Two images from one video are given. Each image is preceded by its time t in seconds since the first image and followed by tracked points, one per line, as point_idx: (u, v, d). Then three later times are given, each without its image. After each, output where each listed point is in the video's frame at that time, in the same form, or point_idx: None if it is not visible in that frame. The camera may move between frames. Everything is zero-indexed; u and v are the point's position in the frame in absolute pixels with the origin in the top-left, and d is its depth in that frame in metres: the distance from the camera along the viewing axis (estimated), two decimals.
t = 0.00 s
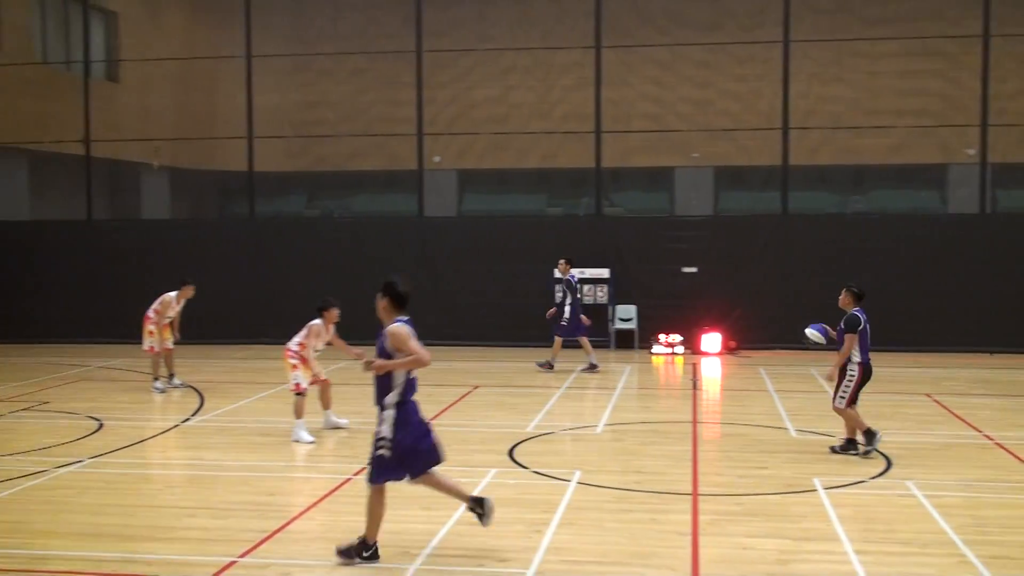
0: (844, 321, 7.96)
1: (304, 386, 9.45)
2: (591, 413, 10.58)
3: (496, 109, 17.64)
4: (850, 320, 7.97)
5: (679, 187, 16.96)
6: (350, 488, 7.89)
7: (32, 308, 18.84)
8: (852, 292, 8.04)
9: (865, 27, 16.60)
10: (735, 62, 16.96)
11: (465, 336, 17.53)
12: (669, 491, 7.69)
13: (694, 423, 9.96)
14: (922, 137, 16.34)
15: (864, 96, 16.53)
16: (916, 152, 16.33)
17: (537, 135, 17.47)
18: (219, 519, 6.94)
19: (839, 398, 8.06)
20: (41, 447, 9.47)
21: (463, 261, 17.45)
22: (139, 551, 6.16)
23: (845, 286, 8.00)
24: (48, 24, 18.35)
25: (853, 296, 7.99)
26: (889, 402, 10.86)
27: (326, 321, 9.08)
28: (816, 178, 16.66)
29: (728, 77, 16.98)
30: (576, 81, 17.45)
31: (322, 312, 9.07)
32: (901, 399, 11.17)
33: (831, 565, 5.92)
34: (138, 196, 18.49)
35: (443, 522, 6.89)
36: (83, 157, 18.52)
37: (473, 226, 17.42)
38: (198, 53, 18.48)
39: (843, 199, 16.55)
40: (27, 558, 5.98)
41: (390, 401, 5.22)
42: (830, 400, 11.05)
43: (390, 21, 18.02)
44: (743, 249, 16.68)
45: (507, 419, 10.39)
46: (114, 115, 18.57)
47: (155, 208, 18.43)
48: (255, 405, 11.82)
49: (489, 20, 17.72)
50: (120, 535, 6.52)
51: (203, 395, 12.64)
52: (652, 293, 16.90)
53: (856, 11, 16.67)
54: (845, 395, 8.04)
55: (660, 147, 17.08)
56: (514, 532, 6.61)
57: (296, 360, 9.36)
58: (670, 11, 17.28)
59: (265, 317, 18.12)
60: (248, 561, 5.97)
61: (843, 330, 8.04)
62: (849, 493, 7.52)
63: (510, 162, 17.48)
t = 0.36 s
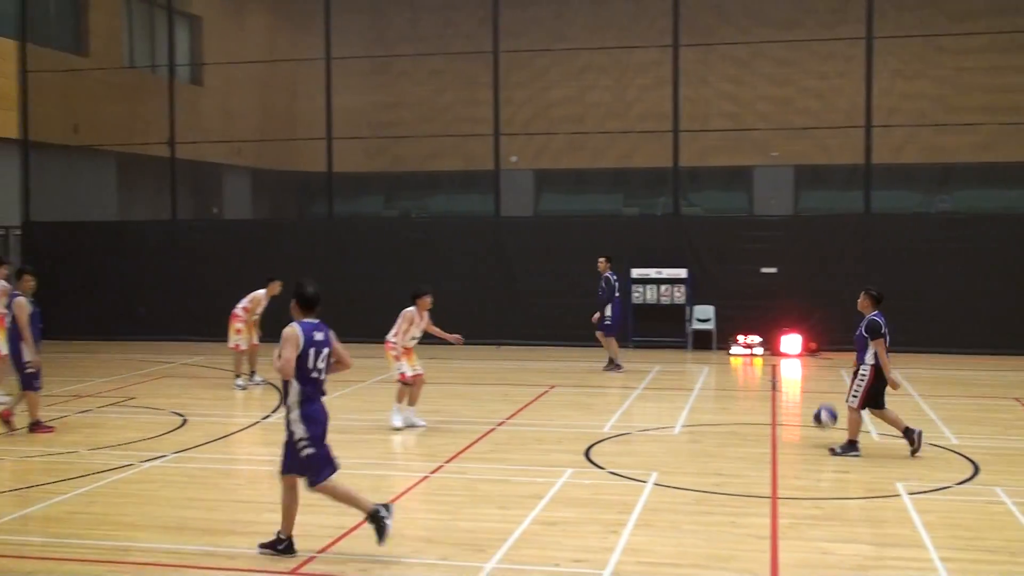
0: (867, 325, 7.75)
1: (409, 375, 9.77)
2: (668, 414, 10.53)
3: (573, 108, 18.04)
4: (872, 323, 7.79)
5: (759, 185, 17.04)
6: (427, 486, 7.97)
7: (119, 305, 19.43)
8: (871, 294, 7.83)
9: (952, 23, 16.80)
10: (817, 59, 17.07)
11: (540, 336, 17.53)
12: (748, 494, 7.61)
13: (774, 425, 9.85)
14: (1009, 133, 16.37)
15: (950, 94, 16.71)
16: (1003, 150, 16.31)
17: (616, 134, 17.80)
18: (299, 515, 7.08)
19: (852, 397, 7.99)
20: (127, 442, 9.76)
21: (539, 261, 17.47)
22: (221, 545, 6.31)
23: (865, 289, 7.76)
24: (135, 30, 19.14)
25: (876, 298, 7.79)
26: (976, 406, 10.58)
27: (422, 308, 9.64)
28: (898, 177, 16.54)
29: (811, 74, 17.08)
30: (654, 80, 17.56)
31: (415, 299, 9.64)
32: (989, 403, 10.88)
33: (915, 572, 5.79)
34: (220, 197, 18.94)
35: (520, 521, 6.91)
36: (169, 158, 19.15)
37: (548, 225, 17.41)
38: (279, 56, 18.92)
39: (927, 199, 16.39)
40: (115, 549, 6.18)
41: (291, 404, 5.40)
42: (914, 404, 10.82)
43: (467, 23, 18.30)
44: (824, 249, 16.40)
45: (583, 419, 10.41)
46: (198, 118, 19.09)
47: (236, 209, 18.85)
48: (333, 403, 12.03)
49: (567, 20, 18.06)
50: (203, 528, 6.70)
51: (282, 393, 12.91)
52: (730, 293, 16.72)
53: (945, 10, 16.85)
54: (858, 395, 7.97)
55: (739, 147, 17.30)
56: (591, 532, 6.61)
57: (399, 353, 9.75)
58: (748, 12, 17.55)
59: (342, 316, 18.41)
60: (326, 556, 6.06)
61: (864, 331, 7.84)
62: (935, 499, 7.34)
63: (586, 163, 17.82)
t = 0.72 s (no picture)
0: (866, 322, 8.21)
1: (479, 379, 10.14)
2: (734, 416, 10.45)
3: (639, 108, 18.11)
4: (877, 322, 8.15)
5: (827, 186, 16.93)
6: (491, 485, 8.02)
7: (189, 304, 19.86)
8: (884, 295, 8.18)
9: None
10: (887, 56, 16.79)
11: (605, 336, 17.50)
12: (816, 498, 7.50)
13: (842, 428, 9.72)
14: None
15: None
16: None
17: (683, 133, 17.72)
18: (364, 512, 7.18)
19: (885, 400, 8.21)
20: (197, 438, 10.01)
21: (603, 261, 17.44)
22: (288, 541, 6.43)
23: (874, 288, 8.21)
24: (206, 33, 19.73)
25: (881, 298, 8.14)
26: None
27: (500, 320, 10.07)
28: (972, 177, 16.19)
29: (879, 71, 16.85)
30: (721, 78, 17.55)
31: (495, 312, 10.06)
32: None
33: None
34: (288, 197, 19.26)
35: (583, 521, 6.92)
36: (238, 159, 19.56)
37: (613, 225, 17.34)
38: (346, 58, 19.17)
39: (1002, 199, 16.07)
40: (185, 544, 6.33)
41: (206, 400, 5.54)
42: (988, 407, 10.58)
43: (533, 23, 18.36)
44: (895, 248, 16.06)
45: (647, 420, 10.38)
46: (266, 120, 19.42)
47: (304, 209, 19.15)
48: (398, 401, 12.18)
49: (634, 19, 18.15)
50: (270, 524, 6.83)
51: (349, 391, 13.11)
52: (799, 294, 16.48)
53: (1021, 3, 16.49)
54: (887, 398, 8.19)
55: (808, 146, 17.18)
56: (655, 534, 6.58)
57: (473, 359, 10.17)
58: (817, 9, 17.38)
59: (407, 315, 18.60)
60: (390, 553, 6.13)
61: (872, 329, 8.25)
62: (1010, 505, 7.16)
63: (653, 162, 17.83)
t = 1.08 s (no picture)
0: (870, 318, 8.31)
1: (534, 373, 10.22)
2: (783, 417, 10.38)
3: (688, 107, 17.73)
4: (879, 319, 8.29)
5: (881, 184, 16.54)
6: (537, 485, 8.05)
7: (239, 303, 20.20)
8: (884, 291, 8.41)
9: None
10: (941, 53, 16.52)
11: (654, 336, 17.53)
12: (866, 500, 7.43)
13: (894, 430, 9.60)
14: None
15: None
16: None
17: (730, 133, 17.39)
18: (411, 510, 7.25)
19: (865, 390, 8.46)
20: (247, 436, 10.16)
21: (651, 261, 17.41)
22: (336, 538, 6.52)
23: (874, 285, 8.41)
24: (256, 34, 20.04)
25: (884, 295, 8.37)
26: None
27: (562, 319, 10.04)
28: None
29: (930, 68, 16.55)
30: (770, 76, 17.33)
31: (559, 310, 10.03)
32: None
33: None
34: (336, 197, 19.45)
35: (630, 522, 6.91)
36: (288, 160, 19.81)
37: (661, 224, 17.36)
38: (394, 58, 19.32)
39: None
40: (236, 540, 6.45)
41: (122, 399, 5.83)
42: None
43: (580, 21, 18.32)
44: (948, 248, 15.86)
45: (695, 421, 10.35)
46: (314, 120, 19.61)
47: (352, 209, 19.33)
48: (445, 400, 12.26)
49: (681, 16, 17.91)
50: (319, 522, 6.93)
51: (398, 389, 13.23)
52: (850, 294, 16.34)
53: None
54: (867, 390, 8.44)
55: (860, 146, 16.81)
56: (702, 535, 6.57)
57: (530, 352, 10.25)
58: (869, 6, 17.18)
59: (454, 315, 18.76)
60: (437, 552, 6.20)
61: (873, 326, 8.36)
62: None
63: (702, 160, 17.46)
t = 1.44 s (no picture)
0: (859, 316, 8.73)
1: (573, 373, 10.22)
2: (827, 419, 10.29)
3: (730, 106, 17.68)
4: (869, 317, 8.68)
5: (926, 183, 16.40)
6: (578, 485, 8.05)
7: (282, 303, 20.43)
8: (874, 289, 8.78)
9: None
10: (988, 51, 16.41)
11: (695, 337, 17.41)
12: (912, 503, 7.33)
13: (941, 432, 9.48)
14: None
15: None
16: None
17: (775, 132, 17.34)
18: (451, 510, 7.30)
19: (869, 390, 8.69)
20: (289, 434, 10.28)
21: (693, 261, 17.34)
22: (377, 536, 6.58)
23: (865, 282, 8.81)
24: (299, 35, 20.23)
25: (874, 292, 8.73)
26: None
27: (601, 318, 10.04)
28: None
29: (981, 67, 16.37)
30: (814, 75, 17.17)
31: (598, 308, 10.04)
32: None
33: None
34: (378, 197, 19.61)
35: (672, 523, 6.89)
36: (331, 160, 19.99)
37: (704, 225, 17.26)
38: (436, 59, 19.43)
39: None
40: (278, 537, 6.54)
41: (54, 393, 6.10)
42: None
43: (623, 21, 18.29)
44: (1000, 248, 15.63)
45: (737, 422, 10.29)
46: (357, 121, 19.78)
47: (394, 209, 19.49)
48: (486, 400, 12.31)
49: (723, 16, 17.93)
50: (360, 520, 7.01)
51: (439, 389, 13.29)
52: (897, 295, 16.04)
53: None
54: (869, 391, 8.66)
55: (905, 146, 16.66)
56: (744, 537, 6.53)
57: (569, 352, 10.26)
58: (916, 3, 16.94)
59: (494, 315, 18.83)
60: (478, 551, 6.23)
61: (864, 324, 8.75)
62: None
63: (745, 160, 17.41)
